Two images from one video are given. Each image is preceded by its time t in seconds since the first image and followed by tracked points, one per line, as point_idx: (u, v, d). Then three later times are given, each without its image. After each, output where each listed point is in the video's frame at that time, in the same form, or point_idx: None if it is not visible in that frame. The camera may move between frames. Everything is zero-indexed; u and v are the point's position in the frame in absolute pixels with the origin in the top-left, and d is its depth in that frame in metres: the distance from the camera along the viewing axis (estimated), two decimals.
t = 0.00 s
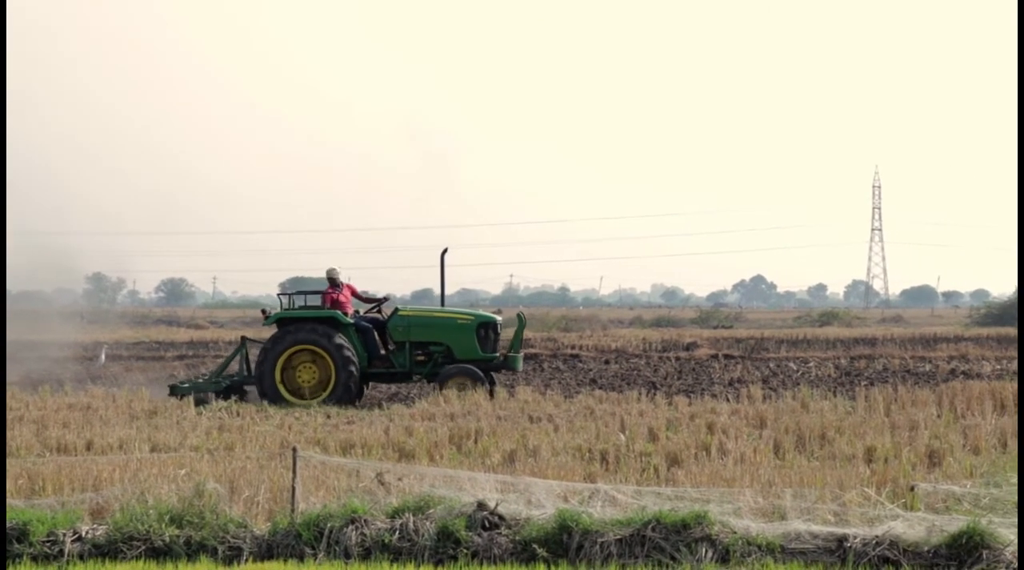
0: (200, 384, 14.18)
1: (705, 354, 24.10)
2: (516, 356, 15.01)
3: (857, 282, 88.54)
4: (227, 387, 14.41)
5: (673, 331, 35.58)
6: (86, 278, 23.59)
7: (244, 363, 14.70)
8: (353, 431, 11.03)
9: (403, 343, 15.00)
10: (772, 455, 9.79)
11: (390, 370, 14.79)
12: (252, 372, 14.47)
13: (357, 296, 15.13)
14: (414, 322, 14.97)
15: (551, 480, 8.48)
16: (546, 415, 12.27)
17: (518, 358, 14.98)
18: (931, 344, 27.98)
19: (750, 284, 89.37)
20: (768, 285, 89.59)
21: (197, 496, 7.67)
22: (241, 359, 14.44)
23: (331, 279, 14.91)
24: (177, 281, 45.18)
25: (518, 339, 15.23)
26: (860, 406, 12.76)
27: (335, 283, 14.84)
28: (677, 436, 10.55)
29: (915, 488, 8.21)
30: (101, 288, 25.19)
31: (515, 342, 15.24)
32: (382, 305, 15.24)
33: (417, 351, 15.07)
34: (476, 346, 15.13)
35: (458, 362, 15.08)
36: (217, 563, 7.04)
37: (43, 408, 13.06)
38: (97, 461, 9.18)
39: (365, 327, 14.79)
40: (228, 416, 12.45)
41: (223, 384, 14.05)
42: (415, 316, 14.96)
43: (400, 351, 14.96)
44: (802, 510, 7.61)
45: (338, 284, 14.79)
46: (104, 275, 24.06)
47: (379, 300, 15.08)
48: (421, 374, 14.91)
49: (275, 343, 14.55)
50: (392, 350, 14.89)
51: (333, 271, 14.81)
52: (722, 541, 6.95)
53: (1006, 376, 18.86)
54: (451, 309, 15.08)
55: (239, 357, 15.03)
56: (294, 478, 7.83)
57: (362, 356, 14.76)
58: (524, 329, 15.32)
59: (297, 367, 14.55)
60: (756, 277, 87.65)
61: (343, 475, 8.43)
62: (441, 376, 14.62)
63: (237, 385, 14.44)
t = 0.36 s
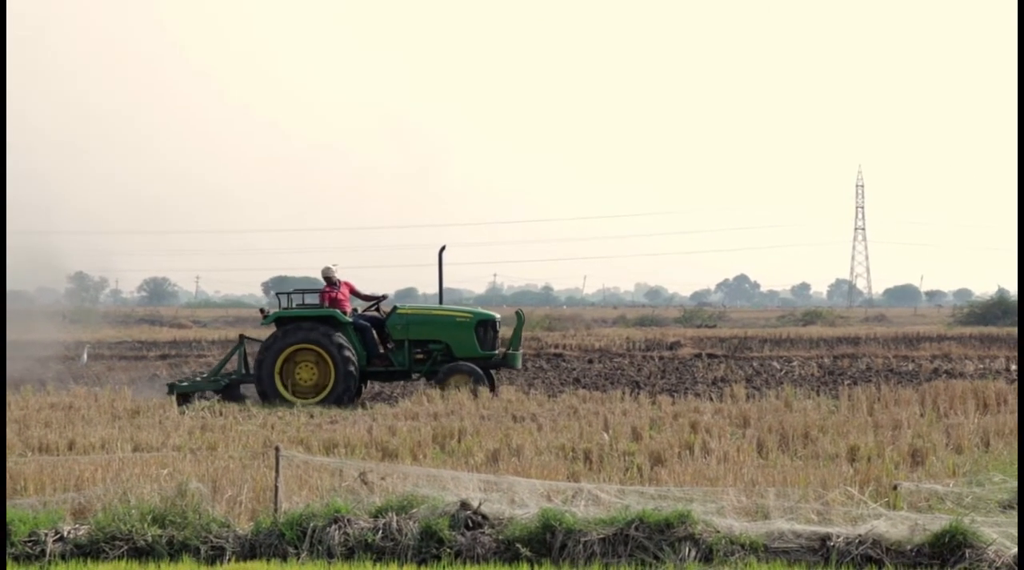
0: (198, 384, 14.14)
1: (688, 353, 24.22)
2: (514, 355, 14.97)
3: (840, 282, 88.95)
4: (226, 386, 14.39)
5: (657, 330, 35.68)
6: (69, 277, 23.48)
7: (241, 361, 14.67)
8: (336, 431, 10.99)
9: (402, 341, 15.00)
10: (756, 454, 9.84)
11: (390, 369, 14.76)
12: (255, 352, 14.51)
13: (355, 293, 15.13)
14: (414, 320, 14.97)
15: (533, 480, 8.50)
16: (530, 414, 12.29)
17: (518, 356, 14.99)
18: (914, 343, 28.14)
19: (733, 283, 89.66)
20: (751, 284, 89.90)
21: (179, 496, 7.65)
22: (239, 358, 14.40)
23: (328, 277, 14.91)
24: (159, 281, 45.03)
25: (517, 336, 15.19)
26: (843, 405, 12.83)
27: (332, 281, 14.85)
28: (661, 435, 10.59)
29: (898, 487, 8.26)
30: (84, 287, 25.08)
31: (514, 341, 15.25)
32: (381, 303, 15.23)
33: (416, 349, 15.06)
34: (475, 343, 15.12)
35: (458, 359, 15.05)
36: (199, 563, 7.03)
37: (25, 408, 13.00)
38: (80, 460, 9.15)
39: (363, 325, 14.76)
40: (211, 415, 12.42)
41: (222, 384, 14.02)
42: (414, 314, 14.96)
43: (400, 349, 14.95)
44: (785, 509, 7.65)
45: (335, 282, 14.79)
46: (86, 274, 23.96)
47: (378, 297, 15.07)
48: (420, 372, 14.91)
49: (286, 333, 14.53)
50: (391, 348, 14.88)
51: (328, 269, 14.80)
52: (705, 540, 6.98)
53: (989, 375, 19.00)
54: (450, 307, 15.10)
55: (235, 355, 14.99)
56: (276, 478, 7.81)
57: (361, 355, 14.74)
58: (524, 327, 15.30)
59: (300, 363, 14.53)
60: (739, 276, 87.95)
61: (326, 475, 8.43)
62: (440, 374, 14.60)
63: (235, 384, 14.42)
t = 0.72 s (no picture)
0: (198, 383, 14.14)
1: (672, 352, 24.28)
2: (516, 351, 14.94)
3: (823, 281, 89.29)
4: (225, 386, 14.37)
5: (640, 330, 35.75)
6: (52, 276, 23.38)
7: (241, 361, 14.64)
8: (320, 431, 10.96)
9: (403, 340, 14.97)
10: (739, 453, 9.87)
11: (390, 368, 14.74)
12: (269, 334, 14.59)
13: (355, 292, 15.09)
14: (414, 319, 14.95)
15: (517, 479, 8.52)
16: (514, 413, 12.32)
17: (519, 356, 15.03)
18: (897, 343, 28.30)
19: (717, 283, 89.90)
20: (735, 284, 90.16)
21: (162, 496, 7.63)
22: (239, 358, 14.39)
23: (326, 277, 14.87)
24: (142, 280, 44.88)
25: (518, 335, 15.13)
26: (827, 404, 12.88)
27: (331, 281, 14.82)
28: (645, 434, 10.62)
29: (881, 486, 8.30)
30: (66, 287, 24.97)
31: (515, 338, 15.19)
32: (380, 302, 15.18)
33: (417, 348, 15.03)
34: (476, 342, 15.06)
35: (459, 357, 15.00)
36: (182, 563, 7.02)
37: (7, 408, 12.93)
38: (61, 461, 9.12)
39: (364, 324, 14.73)
40: (194, 415, 12.38)
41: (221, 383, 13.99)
42: (414, 313, 14.93)
43: (401, 348, 14.91)
44: (769, 508, 7.68)
45: (335, 281, 14.75)
46: (69, 274, 23.86)
47: (378, 296, 14.99)
48: (420, 371, 14.90)
49: (303, 329, 14.51)
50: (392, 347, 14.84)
51: (327, 268, 14.80)
52: (689, 539, 7.00)
53: (973, 374, 19.13)
54: (451, 305, 15.04)
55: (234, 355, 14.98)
56: (259, 477, 7.80)
57: (362, 353, 14.71)
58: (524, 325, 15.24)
59: (304, 359, 14.53)
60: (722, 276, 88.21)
61: (310, 474, 8.42)
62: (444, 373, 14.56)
63: (235, 384, 14.40)
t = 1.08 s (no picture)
0: (200, 382, 14.10)
1: (658, 352, 24.29)
2: (519, 354, 14.85)
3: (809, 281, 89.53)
4: (228, 387, 14.30)
5: (625, 330, 35.75)
6: (36, 276, 23.29)
7: (245, 361, 14.58)
8: (305, 431, 10.95)
9: (407, 340, 14.96)
10: (724, 453, 9.90)
11: (394, 368, 14.75)
12: (289, 325, 14.60)
13: (358, 292, 15.06)
14: (417, 319, 14.92)
15: (503, 479, 8.53)
16: (500, 412, 12.34)
17: (522, 356, 14.92)
18: (881, 342, 28.42)
19: (702, 283, 90.05)
20: (721, 284, 90.38)
21: (147, 496, 7.62)
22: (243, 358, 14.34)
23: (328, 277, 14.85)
24: (126, 280, 44.73)
25: (521, 336, 15.12)
26: (812, 404, 12.91)
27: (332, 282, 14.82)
28: (631, 434, 10.64)
29: (866, 486, 8.33)
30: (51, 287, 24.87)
31: (519, 340, 15.18)
32: (385, 302, 15.16)
33: (420, 348, 15.00)
34: (480, 342, 15.04)
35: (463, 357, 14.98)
36: (167, 563, 7.01)
37: None
38: (45, 461, 9.09)
39: (368, 324, 14.70)
40: (179, 415, 12.34)
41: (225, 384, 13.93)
42: (417, 313, 14.89)
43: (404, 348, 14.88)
44: (754, 508, 7.70)
45: (336, 281, 14.74)
46: (54, 274, 23.77)
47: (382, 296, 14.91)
48: (424, 371, 14.89)
49: (320, 332, 14.45)
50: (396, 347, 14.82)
51: (326, 270, 14.75)
52: (674, 539, 7.02)
53: (958, 373, 19.23)
54: (455, 305, 15.03)
55: (238, 357, 14.93)
56: (245, 477, 7.79)
57: (366, 353, 14.69)
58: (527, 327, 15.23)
59: (314, 359, 14.54)
60: (707, 275, 88.39)
61: (296, 474, 8.42)
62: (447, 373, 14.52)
63: (237, 385, 14.32)
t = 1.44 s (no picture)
0: (205, 383, 14.07)
1: (647, 352, 24.34)
2: (525, 355, 15.01)
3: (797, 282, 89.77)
4: (233, 386, 14.26)
5: (614, 330, 35.76)
6: (24, 276, 23.20)
7: (250, 361, 14.52)
8: (293, 431, 10.95)
9: (411, 340, 15.01)
10: (713, 453, 9.92)
11: (399, 368, 14.76)
12: (312, 321, 14.54)
13: (363, 291, 15.09)
14: (422, 319, 14.98)
15: (491, 479, 8.53)
16: (489, 413, 12.34)
17: (526, 357, 15.05)
18: (869, 342, 28.53)
19: (691, 284, 90.21)
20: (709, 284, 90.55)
21: (134, 497, 7.61)
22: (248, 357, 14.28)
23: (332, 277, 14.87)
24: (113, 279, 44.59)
25: (525, 338, 15.23)
26: (800, 404, 12.96)
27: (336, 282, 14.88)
28: (619, 434, 10.66)
29: (853, 486, 8.36)
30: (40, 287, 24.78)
31: (524, 341, 15.32)
32: (390, 302, 15.17)
33: (425, 349, 15.07)
34: (485, 343, 15.14)
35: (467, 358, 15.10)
36: (154, 564, 7.00)
37: None
38: (32, 461, 9.07)
39: (373, 324, 14.74)
40: (167, 416, 12.31)
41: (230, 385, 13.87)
42: (422, 313, 14.95)
43: (409, 348, 14.94)
44: (742, 508, 7.73)
45: (341, 281, 14.83)
46: (41, 274, 23.68)
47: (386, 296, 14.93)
48: (428, 371, 14.95)
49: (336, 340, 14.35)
50: (400, 347, 14.86)
51: (331, 270, 14.80)
52: (662, 539, 7.04)
53: (945, 373, 19.35)
54: (460, 306, 15.09)
55: (243, 356, 14.86)
56: (232, 478, 7.79)
57: (371, 353, 14.74)
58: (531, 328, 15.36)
59: (324, 362, 14.48)
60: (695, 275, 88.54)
61: (283, 474, 8.41)
62: (451, 373, 14.55)
63: (242, 384, 14.28)
